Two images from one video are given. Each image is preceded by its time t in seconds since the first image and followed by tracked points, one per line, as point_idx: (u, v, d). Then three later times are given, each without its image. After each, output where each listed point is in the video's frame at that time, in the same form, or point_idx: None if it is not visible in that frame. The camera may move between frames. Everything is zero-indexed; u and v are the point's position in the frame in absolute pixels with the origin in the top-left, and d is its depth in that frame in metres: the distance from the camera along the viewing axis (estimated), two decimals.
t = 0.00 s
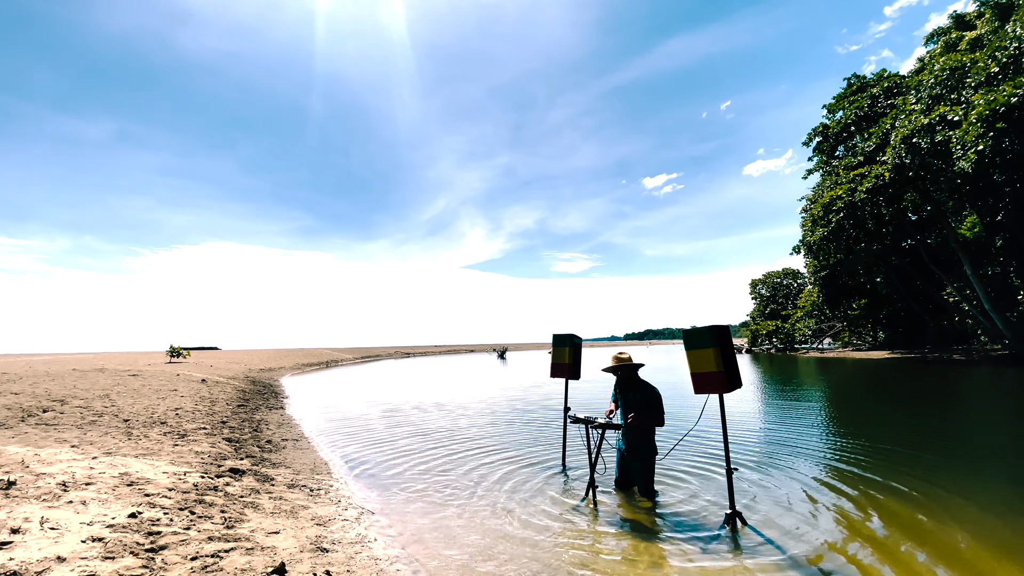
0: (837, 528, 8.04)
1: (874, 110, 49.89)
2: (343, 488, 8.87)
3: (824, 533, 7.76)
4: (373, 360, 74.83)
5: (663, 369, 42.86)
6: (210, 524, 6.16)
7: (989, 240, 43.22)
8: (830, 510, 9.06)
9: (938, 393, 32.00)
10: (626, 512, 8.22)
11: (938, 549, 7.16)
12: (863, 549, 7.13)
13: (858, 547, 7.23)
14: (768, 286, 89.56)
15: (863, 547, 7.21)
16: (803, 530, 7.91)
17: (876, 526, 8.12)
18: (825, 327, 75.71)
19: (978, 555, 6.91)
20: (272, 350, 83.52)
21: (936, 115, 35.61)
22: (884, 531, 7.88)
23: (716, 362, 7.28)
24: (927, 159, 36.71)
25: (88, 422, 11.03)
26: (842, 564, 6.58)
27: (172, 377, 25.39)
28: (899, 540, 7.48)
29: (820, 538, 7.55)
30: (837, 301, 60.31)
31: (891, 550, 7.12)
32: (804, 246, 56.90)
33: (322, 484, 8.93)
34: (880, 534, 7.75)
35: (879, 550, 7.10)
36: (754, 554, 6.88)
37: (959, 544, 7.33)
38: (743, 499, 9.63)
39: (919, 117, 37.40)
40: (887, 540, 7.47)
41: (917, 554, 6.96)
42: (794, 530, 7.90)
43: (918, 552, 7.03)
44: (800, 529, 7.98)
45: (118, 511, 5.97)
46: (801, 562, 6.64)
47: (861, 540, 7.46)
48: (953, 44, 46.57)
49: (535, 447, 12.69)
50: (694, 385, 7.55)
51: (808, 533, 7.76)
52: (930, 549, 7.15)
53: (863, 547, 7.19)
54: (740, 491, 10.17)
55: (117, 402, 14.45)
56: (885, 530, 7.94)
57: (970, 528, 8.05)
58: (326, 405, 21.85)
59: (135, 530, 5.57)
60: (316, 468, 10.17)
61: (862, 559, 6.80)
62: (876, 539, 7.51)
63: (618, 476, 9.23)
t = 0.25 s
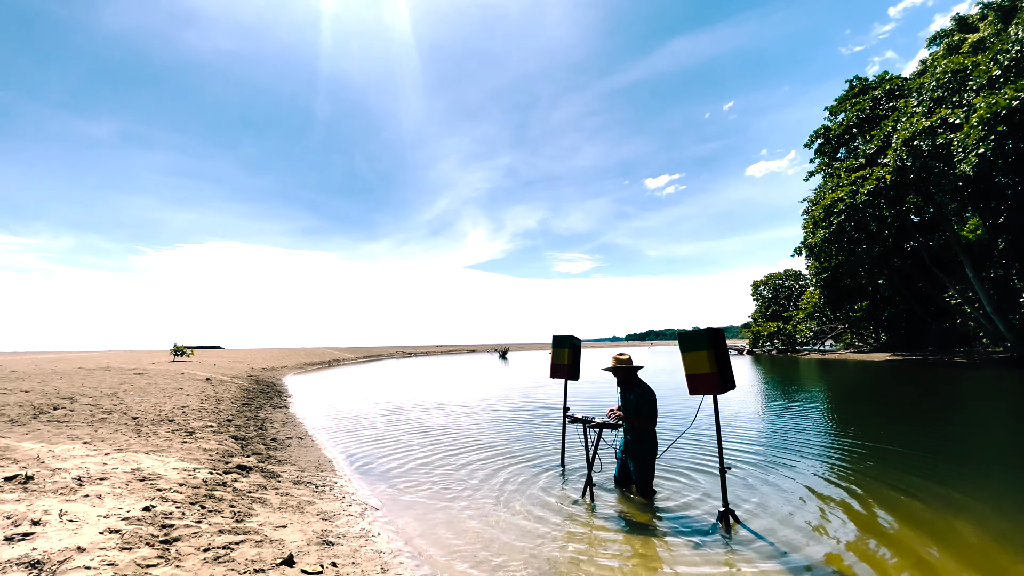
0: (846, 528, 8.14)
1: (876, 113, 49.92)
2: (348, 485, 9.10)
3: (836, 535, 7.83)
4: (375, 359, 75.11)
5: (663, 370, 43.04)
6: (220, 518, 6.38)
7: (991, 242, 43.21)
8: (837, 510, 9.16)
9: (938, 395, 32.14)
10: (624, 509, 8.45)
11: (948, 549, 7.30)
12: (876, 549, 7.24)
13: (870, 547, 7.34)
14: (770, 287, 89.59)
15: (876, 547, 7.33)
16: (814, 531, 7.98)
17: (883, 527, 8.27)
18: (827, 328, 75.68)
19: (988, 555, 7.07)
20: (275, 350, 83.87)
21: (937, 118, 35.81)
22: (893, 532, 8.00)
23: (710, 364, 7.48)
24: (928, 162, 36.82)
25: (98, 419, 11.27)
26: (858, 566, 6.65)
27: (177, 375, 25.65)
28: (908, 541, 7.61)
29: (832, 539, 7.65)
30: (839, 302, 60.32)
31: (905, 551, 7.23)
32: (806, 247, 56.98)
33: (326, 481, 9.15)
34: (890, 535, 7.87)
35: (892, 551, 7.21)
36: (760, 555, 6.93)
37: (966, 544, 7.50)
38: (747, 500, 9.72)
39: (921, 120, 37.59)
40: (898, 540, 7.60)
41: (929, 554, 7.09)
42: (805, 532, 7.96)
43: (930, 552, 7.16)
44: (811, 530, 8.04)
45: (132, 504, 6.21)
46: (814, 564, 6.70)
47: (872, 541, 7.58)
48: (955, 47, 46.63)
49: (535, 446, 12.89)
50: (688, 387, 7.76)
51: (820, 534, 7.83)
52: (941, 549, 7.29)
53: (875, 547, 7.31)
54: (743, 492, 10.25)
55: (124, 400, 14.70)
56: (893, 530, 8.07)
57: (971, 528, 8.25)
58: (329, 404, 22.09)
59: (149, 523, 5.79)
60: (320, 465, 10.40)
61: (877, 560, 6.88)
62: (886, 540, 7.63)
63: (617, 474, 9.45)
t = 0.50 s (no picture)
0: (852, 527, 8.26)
1: (875, 115, 50.05)
2: (350, 480, 9.35)
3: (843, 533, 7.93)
4: (375, 358, 75.35)
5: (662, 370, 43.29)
6: (227, 510, 6.62)
7: (990, 244, 43.28)
8: (839, 509, 9.29)
9: (935, 396, 32.30)
10: (618, 504, 8.71)
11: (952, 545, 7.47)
12: (884, 547, 7.36)
13: (876, 545, 7.47)
14: (770, 288, 89.76)
15: (882, 545, 7.46)
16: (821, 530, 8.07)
17: (887, 524, 8.41)
18: (827, 329, 75.78)
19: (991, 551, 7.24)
20: (276, 348, 84.12)
21: (936, 120, 36.00)
22: (898, 529, 8.14)
23: (702, 364, 7.71)
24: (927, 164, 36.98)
25: (105, 415, 11.51)
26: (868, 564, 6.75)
27: (180, 373, 25.91)
28: (913, 537, 7.75)
29: (840, 537, 7.75)
30: (838, 303, 60.46)
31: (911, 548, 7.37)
32: (806, 248, 57.11)
33: (329, 476, 9.39)
34: (896, 532, 8.00)
35: (897, 548, 7.36)
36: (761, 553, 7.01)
37: (969, 540, 7.67)
38: (748, 499, 9.82)
39: (920, 123, 37.81)
40: (904, 537, 7.74)
41: (935, 552, 7.24)
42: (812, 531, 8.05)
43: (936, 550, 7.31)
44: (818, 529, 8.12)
45: (142, 497, 6.44)
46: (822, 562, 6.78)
47: (877, 538, 7.72)
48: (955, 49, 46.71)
49: (533, 444, 13.11)
50: (681, 386, 7.98)
51: (828, 533, 7.93)
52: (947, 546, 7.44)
53: (881, 545, 7.44)
54: (741, 491, 10.39)
55: (129, 397, 14.95)
56: (896, 528, 8.22)
57: (968, 523, 8.46)
58: (330, 402, 22.30)
59: (160, 513, 6.03)
60: (322, 461, 10.64)
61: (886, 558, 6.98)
62: (891, 537, 7.77)
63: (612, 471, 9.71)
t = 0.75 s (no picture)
0: (850, 522, 8.45)
1: (873, 116, 50.28)
2: (351, 473, 9.61)
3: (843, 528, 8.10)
4: (374, 355, 75.56)
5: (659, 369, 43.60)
6: (232, 501, 6.85)
7: (986, 245, 43.52)
8: (836, 504, 9.48)
9: (929, 396, 32.60)
10: (610, 497, 8.95)
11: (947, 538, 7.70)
12: (883, 541, 7.54)
13: (873, 538, 7.67)
14: (767, 287, 90.16)
15: (879, 538, 7.67)
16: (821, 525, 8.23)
17: (882, 518, 8.63)
18: (824, 329, 76.09)
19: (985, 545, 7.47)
20: (275, 344, 84.27)
21: (933, 122, 36.24)
22: (894, 524, 8.34)
23: (692, 363, 7.98)
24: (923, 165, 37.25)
25: (110, 410, 11.73)
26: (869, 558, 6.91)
27: (180, 368, 26.10)
28: (911, 532, 7.96)
29: (840, 532, 7.93)
30: (835, 303, 60.76)
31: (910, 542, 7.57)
32: (803, 248, 57.41)
33: (330, 470, 9.64)
34: (893, 527, 8.20)
35: (894, 541, 7.57)
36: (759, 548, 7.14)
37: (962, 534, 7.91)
38: (742, 495, 10.02)
39: (916, 124, 38.07)
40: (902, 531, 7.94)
41: (934, 546, 7.43)
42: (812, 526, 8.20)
43: (933, 543, 7.52)
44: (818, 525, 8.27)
45: (151, 487, 6.67)
46: (823, 557, 6.93)
47: (875, 532, 7.91)
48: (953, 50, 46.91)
49: (530, 440, 13.37)
50: (672, 383, 8.24)
51: (828, 528, 8.11)
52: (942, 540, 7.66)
53: (879, 539, 7.64)
54: (734, 486, 10.62)
55: (133, 392, 15.15)
56: (892, 522, 8.43)
57: (956, 517, 8.73)
58: (329, 398, 22.54)
59: (169, 503, 6.26)
60: (323, 455, 10.89)
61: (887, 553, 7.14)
62: (888, 532, 7.97)
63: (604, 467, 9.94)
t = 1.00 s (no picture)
0: (844, 517, 8.69)
1: (868, 115, 50.59)
2: (352, 467, 9.82)
3: (837, 523, 8.33)
4: (371, 350, 75.66)
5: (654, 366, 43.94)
6: (238, 493, 7.06)
7: (979, 245, 43.91)
8: (831, 500, 9.72)
9: (921, 393, 33.02)
10: (603, 491, 9.18)
11: (939, 534, 7.94)
12: (875, 536, 7.79)
13: (866, 533, 7.91)
14: (762, 285, 90.68)
15: (873, 533, 7.91)
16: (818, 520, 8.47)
17: (875, 514, 8.88)
18: (818, 326, 76.68)
19: (974, 540, 7.71)
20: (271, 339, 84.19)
21: (927, 122, 36.56)
22: (887, 520, 8.58)
23: (684, 360, 8.23)
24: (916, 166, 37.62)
25: (112, 405, 11.90)
26: (863, 552, 7.13)
27: (178, 363, 26.22)
28: (903, 528, 8.19)
29: (834, 527, 8.16)
30: (829, 301, 61.27)
31: (904, 536, 7.80)
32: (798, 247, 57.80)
33: (331, 464, 9.84)
34: (886, 523, 8.45)
35: (885, 535, 7.81)
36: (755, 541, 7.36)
37: (953, 530, 8.15)
38: (733, 489, 10.29)
39: (911, 124, 38.41)
40: (894, 527, 8.20)
41: (925, 540, 7.67)
42: (808, 521, 8.42)
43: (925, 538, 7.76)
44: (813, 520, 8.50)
45: (159, 480, 6.87)
46: (819, 550, 7.14)
47: (869, 528, 8.15)
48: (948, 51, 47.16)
49: (526, 435, 13.61)
50: (665, 379, 8.49)
51: (824, 523, 8.33)
52: (934, 535, 7.90)
53: (872, 534, 7.88)
54: (726, 481, 10.88)
55: (133, 387, 15.31)
56: (885, 519, 8.67)
57: (947, 515, 8.97)
58: (327, 393, 22.71)
59: (177, 495, 6.46)
60: (324, 449, 11.11)
61: (882, 547, 7.36)
62: (880, 527, 8.21)
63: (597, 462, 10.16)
